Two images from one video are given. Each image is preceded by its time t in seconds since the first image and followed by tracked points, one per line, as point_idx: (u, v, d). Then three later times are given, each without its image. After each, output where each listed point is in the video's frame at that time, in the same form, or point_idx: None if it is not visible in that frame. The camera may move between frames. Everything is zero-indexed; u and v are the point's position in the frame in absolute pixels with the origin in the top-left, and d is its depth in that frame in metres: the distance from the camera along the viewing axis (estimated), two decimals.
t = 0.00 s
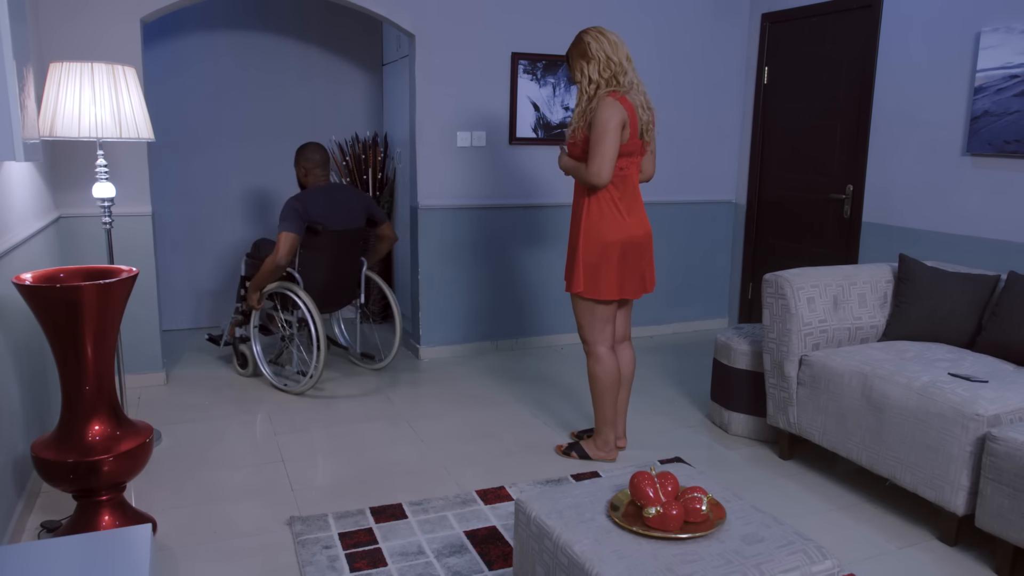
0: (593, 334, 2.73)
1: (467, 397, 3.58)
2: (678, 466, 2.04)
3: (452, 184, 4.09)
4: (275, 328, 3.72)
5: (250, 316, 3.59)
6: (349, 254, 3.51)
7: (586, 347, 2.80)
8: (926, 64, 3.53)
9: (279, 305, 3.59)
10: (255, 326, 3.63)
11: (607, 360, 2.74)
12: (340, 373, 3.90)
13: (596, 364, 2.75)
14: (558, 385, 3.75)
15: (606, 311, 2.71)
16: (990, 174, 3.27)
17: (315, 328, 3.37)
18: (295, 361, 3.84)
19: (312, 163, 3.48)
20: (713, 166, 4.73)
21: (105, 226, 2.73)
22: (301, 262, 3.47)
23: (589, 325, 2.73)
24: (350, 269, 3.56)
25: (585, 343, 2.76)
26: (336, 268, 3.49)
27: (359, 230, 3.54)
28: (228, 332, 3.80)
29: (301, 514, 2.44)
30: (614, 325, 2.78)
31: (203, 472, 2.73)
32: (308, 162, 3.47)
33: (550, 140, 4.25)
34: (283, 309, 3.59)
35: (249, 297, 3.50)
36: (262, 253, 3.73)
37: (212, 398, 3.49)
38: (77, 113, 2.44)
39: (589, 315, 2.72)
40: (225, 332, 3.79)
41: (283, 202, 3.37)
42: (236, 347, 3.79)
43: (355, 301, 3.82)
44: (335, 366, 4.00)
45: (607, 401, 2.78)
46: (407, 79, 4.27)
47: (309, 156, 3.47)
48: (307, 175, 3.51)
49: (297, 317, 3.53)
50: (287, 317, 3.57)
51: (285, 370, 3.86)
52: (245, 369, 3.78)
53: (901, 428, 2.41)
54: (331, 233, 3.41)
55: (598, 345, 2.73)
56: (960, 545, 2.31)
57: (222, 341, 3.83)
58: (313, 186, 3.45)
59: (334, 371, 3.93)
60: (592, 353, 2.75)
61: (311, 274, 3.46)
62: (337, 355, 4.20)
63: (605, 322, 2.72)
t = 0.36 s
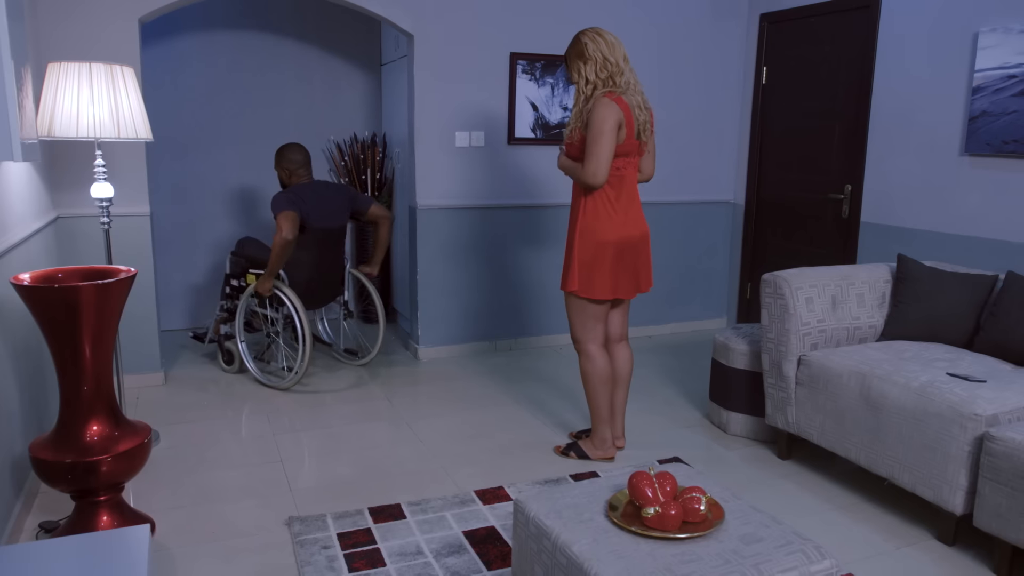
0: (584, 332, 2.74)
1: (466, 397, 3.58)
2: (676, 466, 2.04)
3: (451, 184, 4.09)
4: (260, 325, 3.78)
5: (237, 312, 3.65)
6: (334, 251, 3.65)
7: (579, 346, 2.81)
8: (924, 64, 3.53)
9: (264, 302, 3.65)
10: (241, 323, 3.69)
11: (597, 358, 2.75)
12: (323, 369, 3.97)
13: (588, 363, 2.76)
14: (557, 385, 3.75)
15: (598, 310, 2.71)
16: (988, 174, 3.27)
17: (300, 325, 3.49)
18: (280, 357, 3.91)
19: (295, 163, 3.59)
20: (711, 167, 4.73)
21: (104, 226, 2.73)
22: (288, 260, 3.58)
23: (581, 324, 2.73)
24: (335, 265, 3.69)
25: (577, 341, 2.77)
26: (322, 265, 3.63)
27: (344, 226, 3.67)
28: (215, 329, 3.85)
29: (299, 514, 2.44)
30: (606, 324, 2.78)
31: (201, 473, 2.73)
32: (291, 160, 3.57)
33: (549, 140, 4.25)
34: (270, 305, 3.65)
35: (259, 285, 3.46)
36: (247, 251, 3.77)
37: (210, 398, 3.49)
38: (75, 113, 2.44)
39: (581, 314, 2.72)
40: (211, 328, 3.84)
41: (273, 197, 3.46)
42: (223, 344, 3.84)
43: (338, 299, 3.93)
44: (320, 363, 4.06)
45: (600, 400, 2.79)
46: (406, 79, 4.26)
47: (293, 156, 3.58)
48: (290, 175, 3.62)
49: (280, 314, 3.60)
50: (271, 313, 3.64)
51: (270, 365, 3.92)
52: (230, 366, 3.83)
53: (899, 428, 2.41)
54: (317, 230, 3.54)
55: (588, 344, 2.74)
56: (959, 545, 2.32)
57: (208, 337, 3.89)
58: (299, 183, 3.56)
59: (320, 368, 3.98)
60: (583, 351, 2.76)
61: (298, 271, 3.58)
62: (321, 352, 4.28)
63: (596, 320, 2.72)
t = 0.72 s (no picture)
0: (581, 331, 2.73)
1: (463, 396, 3.58)
2: (674, 466, 2.04)
3: (448, 184, 4.09)
4: (245, 322, 3.82)
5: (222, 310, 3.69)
6: (320, 249, 3.68)
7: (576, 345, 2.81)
8: (921, 64, 3.53)
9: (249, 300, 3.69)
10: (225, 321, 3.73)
11: (594, 357, 2.76)
12: (307, 366, 4.01)
13: (585, 362, 2.76)
14: (554, 385, 3.76)
15: (595, 309, 2.71)
16: (984, 174, 3.28)
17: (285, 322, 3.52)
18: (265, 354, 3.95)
19: (283, 162, 3.63)
20: (709, 166, 4.74)
21: (100, 226, 2.72)
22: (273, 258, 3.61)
23: (578, 324, 2.73)
24: (320, 264, 3.73)
25: (574, 341, 2.77)
26: (307, 263, 3.66)
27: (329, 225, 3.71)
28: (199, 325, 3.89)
29: (297, 515, 2.44)
30: (603, 324, 2.78)
31: (198, 473, 2.72)
32: (279, 159, 3.61)
33: (546, 140, 4.25)
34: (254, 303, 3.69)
35: (233, 286, 3.57)
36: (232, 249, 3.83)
37: (207, 398, 3.49)
38: (71, 113, 2.43)
39: (578, 313, 2.72)
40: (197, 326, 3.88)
41: (260, 197, 3.51)
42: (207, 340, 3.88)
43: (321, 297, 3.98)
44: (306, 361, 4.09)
45: (597, 399, 2.78)
46: (403, 79, 4.26)
47: (281, 155, 3.61)
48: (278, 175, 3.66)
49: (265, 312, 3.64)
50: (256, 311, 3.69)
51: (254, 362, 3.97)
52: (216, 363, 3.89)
53: (896, 428, 2.42)
54: (302, 229, 3.58)
55: (585, 343, 2.74)
56: (955, 544, 2.32)
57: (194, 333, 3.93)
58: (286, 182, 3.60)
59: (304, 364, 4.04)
60: (580, 350, 2.76)
61: (282, 269, 3.62)
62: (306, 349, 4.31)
63: (593, 320, 2.72)
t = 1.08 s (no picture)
0: (579, 331, 2.73)
1: (459, 396, 3.58)
2: (670, 466, 2.04)
3: (444, 184, 4.08)
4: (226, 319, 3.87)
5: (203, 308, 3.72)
6: (298, 247, 3.73)
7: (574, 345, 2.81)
8: (916, 65, 3.54)
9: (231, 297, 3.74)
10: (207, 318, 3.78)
11: (592, 357, 2.76)
12: (290, 363, 4.05)
13: (583, 362, 2.76)
14: (550, 385, 3.76)
15: (593, 309, 2.71)
16: (979, 174, 3.28)
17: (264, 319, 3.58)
18: (246, 350, 3.99)
19: (264, 162, 3.65)
20: (705, 166, 4.75)
21: (95, 226, 2.71)
22: (251, 255, 3.66)
23: (575, 323, 2.73)
24: (299, 261, 3.78)
25: (572, 341, 2.77)
26: (285, 260, 3.71)
27: (307, 224, 3.74)
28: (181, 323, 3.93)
29: (293, 515, 2.43)
30: (601, 323, 2.78)
31: (194, 474, 2.72)
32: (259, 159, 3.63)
33: (542, 140, 4.25)
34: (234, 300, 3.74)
35: (203, 291, 3.63)
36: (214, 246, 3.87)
37: (203, 399, 3.48)
38: (66, 113, 2.43)
39: (577, 313, 2.72)
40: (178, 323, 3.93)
41: (238, 197, 3.53)
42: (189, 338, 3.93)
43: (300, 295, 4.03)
44: (287, 358, 4.13)
45: (595, 399, 2.78)
46: (399, 79, 4.26)
47: (262, 155, 3.63)
48: (258, 173, 3.68)
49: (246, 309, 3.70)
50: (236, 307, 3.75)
51: (237, 359, 4.01)
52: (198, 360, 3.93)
53: (892, 427, 2.42)
54: (280, 228, 3.62)
55: (584, 343, 2.74)
56: (951, 543, 2.33)
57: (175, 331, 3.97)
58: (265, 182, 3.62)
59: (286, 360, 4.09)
60: (578, 351, 2.76)
61: (260, 266, 3.66)
62: (287, 346, 4.36)
63: (591, 319, 2.73)
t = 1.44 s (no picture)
0: (577, 332, 2.74)
1: (453, 397, 3.58)
2: (665, 466, 2.05)
3: (438, 184, 4.08)
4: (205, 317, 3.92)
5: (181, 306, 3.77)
6: (276, 245, 3.80)
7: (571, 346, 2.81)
8: (909, 66, 3.55)
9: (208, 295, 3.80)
10: (186, 316, 3.83)
11: (590, 359, 2.75)
12: (270, 360, 4.10)
13: (580, 363, 2.76)
14: (544, 386, 3.76)
15: (591, 310, 2.71)
16: (971, 174, 3.30)
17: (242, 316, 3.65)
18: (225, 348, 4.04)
19: (242, 162, 3.74)
20: (699, 167, 4.75)
21: (88, 227, 2.70)
22: (229, 254, 3.73)
23: (574, 325, 2.73)
24: (277, 260, 3.85)
25: (569, 342, 2.77)
26: (263, 258, 3.78)
27: (285, 224, 3.82)
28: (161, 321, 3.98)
29: (287, 517, 2.43)
30: (598, 324, 2.78)
31: (188, 475, 2.71)
32: (236, 159, 3.72)
33: (537, 140, 4.25)
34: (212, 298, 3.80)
35: (184, 286, 3.67)
36: (193, 245, 3.94)
37: (196, 400, 3.47)
38: (59, 113, 2.42)
39: (574, 314, 2.72)
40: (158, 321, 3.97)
41: (215, 195, 3.62)
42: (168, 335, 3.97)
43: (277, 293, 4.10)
44: (264, 355, 4.19)
45: (591, 400, 2.79)
46: (393, 79, 4.25)
47: (239, 156, 3.73)
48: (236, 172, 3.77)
49: (224, 306, 3.77)
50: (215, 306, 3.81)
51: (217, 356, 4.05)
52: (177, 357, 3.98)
53: (885, 427, 2.43)
54: (257, 226, 3.70)
55: (582, 344, 2.74)
56: (944, 542, 2.33)
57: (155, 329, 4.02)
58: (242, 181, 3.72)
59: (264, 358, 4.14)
60: (575, 352, 2.76)
61: (238, 265, 3.73)
62: (265, 343, 4.42)
63: (589, 321, 2.73)
